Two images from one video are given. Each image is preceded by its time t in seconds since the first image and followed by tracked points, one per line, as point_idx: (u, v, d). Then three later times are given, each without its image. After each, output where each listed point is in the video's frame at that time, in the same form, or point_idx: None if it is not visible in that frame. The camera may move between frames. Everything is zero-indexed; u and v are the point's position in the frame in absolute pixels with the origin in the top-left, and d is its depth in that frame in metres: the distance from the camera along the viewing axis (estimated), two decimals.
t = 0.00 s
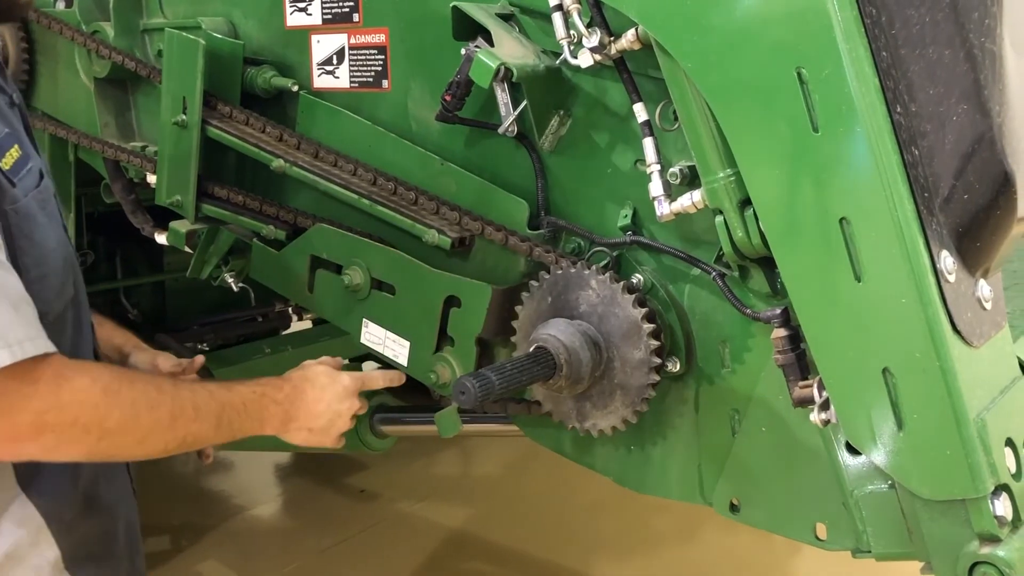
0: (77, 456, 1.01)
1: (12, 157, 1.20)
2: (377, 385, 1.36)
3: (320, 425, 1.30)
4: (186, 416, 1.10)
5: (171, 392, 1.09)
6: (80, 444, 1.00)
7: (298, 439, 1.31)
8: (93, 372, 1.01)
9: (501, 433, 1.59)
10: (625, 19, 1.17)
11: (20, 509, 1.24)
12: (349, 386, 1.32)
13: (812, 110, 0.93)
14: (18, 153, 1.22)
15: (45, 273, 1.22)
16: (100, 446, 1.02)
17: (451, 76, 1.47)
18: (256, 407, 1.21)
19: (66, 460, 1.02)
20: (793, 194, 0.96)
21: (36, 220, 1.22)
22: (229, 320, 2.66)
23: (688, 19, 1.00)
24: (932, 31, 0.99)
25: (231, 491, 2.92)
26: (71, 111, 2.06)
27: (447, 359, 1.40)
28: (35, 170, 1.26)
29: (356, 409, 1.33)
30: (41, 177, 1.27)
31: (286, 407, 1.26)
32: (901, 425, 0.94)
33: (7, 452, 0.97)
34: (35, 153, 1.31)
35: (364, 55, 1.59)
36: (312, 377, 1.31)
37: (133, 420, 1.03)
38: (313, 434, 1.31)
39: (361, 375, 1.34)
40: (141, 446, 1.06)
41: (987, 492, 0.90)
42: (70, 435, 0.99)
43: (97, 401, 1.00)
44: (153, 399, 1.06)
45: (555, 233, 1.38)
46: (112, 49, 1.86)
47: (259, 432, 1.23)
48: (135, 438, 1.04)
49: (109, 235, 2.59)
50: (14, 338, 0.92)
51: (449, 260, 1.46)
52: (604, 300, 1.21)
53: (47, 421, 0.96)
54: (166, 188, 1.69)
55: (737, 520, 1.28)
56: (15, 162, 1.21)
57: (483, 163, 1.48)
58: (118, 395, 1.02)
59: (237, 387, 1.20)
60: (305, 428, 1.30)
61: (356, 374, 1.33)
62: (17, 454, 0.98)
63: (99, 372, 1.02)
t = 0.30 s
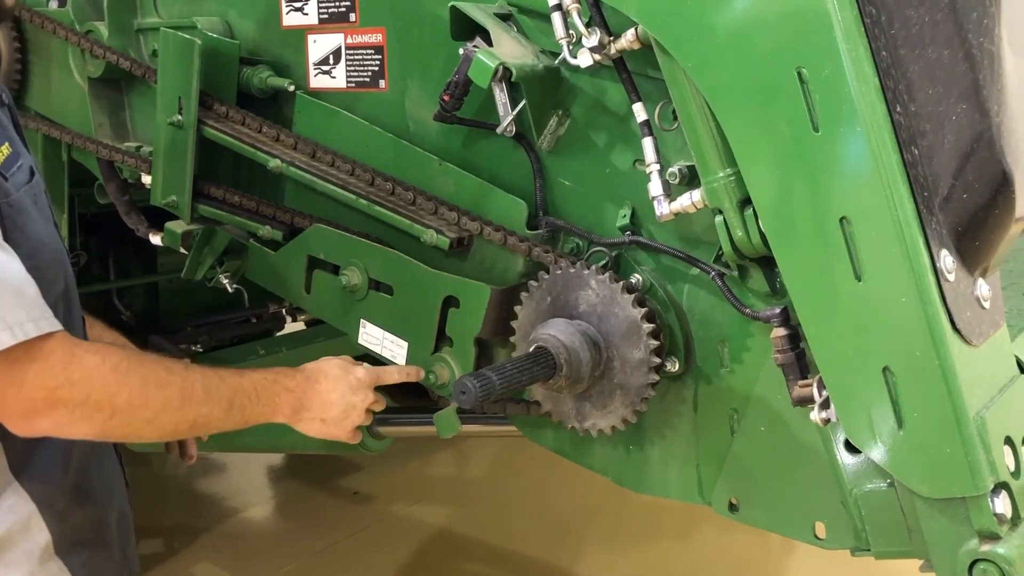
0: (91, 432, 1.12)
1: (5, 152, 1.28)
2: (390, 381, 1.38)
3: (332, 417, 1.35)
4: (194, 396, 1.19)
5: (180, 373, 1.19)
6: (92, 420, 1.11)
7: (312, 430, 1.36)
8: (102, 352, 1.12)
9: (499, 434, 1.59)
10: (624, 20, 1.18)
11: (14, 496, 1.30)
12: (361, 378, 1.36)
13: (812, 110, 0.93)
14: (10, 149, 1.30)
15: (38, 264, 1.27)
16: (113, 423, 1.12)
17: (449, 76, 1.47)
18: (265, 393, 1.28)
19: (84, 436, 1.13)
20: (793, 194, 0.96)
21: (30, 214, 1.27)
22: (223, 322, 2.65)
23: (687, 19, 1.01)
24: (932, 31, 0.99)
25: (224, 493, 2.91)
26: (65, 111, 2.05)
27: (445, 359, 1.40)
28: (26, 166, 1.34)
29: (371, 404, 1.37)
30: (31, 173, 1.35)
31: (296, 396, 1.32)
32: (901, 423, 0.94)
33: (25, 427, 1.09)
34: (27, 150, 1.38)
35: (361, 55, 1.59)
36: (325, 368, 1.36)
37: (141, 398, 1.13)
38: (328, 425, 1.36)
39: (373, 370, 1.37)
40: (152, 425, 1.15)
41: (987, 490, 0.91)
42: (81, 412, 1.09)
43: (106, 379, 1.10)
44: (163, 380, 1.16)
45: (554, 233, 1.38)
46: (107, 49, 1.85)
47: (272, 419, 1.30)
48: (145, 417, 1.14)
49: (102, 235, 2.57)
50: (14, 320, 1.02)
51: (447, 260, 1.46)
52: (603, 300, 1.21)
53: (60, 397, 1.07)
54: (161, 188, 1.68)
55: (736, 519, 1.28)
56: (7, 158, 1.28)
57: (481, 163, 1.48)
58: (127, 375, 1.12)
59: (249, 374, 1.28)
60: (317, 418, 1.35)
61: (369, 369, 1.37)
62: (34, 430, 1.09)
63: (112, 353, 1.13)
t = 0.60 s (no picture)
0: (92, 422, 1.15)
1: (8, 149, 1.32)
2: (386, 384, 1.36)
3: (328, 419, 1.36)
4: (193, 392, 1.20)
5: (181, 368, 1.20)
6: (92, 412, 1.13)
7: (307, 430, 1.37)
8: (104, 345, 1.14)
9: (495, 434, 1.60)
10: (623, 20, 1.18)
11: (24, 487, 1.35)
12: (359, 382, 1.36)
13: (815, 109, 0.94)
14: (13, 147, 1.34)
15: (40, 257, 1.35)
16: (113, 414, 1.15)
17: (446, 76, 1.47)
18: (264, 392, 1.29)
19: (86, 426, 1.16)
20: (796, 193, 0.97)
21: (34, 209, 1.34)
22: (215, 322, 2.63)
23: (688, 19, 1.01)
24: (932, 31, 1.01)
25: (214, 494, 2.90)
26: (58, 111, 2.04)
27: (444, 358, 1.39)
28: (30, 164, 1.40)
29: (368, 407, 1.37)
30: (35, 170, 1.40)
31: (294, 397, 1.33)
32: (902, 421, 0.95)
33: (29, 417, 1.11)
34: (30, 148, 1.42)
35: (358, 55, 1.58)
36: (324, 369, 1.36)
37: (141, 392, 1.15)
38: (323, 426, 1.37)
39: (369, 374, 1.36)
40: (151, 418, 1.18)
41: (988, 487, 0.92)
42: (82, 403, 1.12)
43: (107, 372, 1.12)
44: (163, 375, 1.18)
45: (551, 233, 1.38)
46: (101, 49, 1.84)
47: (268, 418, 1.32)
48: (144, 410, 1.16)
49: (94, 236, 2.56)
50: (19, 312, 1.04)
51: (445, 260, 1.46)
52: (602, 299, 1.21)
53: (62, 387, 1.10)
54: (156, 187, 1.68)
55: (734, 517, 1.28)
56: (10, 156, 1.33)
57: (477, 162, 1.48)
58: (127, 368, 1.14)
59: (249, 372, 1.29)
60: (313, 419, 1.36)
61: (366, 374, 1.36)
62: (38, 420, 1.12)
63: (114, 347, 1.15)
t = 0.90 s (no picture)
0: (87, 421, 1.15)
1: (9, 148, 1.33)
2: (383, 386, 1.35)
3: (325, 421, 1.36)
4: (188, 392, 1.21)
5: (177, 368, 1.21)
6: (87, 410, 1.14)
7: (304, 432, 1.37)
8: (100, 344, 1.14)
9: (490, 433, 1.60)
10: (621, 18, 1.18)
11: (24, 485, 1.34)
12: (356, 385, 1.35)
13: (816, 108, 0.95)
14: (14, 145, 1.34)
15: (40, 255, 1.34)
16: (107, 413, 1.15)
17: (441, 75, 1.46)
18: (259, 394, 1.29)
19: (80, 424, 1.16)
20: (796, 192, 0.98)
21: (33, 207, 1.34)
22: (207, 322, 2.62)
23: (687, 17, 1.01)
24: (931, 29, 1.02)
25: (205, 493, 2.88)
26: (50, 109, 2.03)
27: (441, 358, 1.39)
28: (31, 163, 1.39)
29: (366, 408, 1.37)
30: (36, 169, 1.39)
31: (290, 400, 1.33)
32: (903, 418, 0.96)
33: (24, 414, 1.12)
34: (31, 147, 1.42)
35: (352, 54, 1.58)
36: (321, 372, 1.36)
37: (136, 391, 1.16)
38: (320, 429, 1.37)
39: (367, 376, 1.36)
40: (146, 418, 1.18)
41: (989, 484, 0.93)
42: (77, 401, 1.13)
43: (103, 370, 1.13)
44: (159, 374, 1.18)
45: (548, 231, 1.38)
46: (93, 48, 1.84)
47: (264, 420, 1.32)
48: (139, 409, 1.17)
49: (85, 235, 2.56)
50: (13, 309, 1.04)
51: (441, 258, 1.46)
52: (601, 297, 1.20)
53: (56, 384, 1.11)
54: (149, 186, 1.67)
55: (732, 515, 1.28)
56: (11, 154, 1.33)
57: (473, 161, 1.47)
58: (123, 367, 1.15)
59: (245, 374, 1.30)
60: (309, 421, 1.36)
61: (364, 376, 1.36)
62: (33, 417, 1.13)
63: (110, 345, 1.15)
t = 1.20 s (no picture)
0: (81, 417, 1.15)
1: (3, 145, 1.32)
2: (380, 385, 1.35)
3: (321, 421, 1.34)
4: (184, 389, 1.21)
5: (172, 365, 1.22)
6: (82, 406, 1.14)
7: (300, 431, 1.35)
8: (96, 340, 1.15)
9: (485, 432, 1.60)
10: (617, 15, 1.17)
11: (18, 484, 1.33)
12: (353, 384, 1.34)
13: (814, 105, 0.95)
14: (8, 142, 1.33)
15: (34, 253, 1.33)
16: (102, 409, 1.15)
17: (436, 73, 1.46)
18: (255, 392, 1.29)
19: (75, 421, 1.16)
20: (794, 189, 0.98)
21: (27, 204, 1.33)
22: (200, 321, 2.61)
23: (684, 13, 1.01)
24: (929, 26, 1.02)
25: (198, 492, 2.87)
26: (42, 107, 2.02)
27: (437, 356, 1.38)
28: (25, 160, 1.38)
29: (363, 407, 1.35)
30: (30, 166, 1.38)
31: (285, 400, 1.32)
32: (901, 415, 0.96)
33: (19, 409, 1.12)
34: (24, 145, 1.41)
35: (347, 51, 1.57)
36: (318, 371, 1.34)
37: (131, 387, 1.16)
38: (315, 428, 1.35)
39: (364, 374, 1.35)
40: (141, 415, 1.18)
41: (987, 481, 0.94)
42: (72, 397, 1.13)
43: (98, 366, 1.14)
44: (154, 371, 1.19)
45: (544, 229, 1.38)
46: (84, 46, 1.82)
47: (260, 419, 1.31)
48: (134, 406, 1.17)
49: (77, 234, 2.54)
50: (8, 303, 1.05)
51: (437, 256, 1.45)
52: (598, 295, 1.20)
53: (51, 379, 1.11)
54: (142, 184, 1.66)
55: (728, 512, 1.28)
56: (5, 151, 1.32)
57: (468, 159, 1.47)
58: (118, 362, 1.15)
59: (241, 373, 1.30)
60: (305, 421, 1.34)
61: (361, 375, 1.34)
62: (28, 412, 1.13)
63: (105, 342, 1.16)
